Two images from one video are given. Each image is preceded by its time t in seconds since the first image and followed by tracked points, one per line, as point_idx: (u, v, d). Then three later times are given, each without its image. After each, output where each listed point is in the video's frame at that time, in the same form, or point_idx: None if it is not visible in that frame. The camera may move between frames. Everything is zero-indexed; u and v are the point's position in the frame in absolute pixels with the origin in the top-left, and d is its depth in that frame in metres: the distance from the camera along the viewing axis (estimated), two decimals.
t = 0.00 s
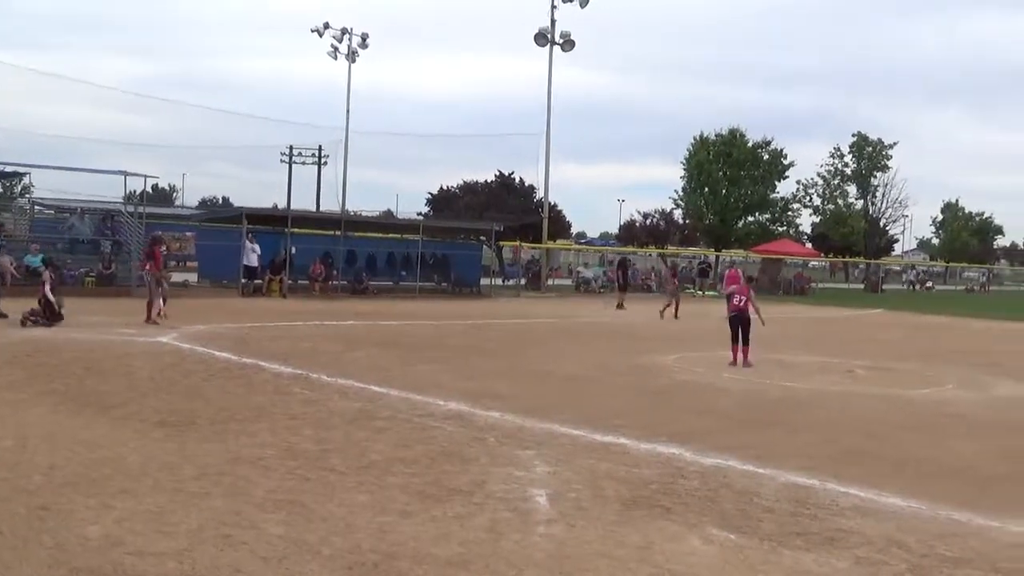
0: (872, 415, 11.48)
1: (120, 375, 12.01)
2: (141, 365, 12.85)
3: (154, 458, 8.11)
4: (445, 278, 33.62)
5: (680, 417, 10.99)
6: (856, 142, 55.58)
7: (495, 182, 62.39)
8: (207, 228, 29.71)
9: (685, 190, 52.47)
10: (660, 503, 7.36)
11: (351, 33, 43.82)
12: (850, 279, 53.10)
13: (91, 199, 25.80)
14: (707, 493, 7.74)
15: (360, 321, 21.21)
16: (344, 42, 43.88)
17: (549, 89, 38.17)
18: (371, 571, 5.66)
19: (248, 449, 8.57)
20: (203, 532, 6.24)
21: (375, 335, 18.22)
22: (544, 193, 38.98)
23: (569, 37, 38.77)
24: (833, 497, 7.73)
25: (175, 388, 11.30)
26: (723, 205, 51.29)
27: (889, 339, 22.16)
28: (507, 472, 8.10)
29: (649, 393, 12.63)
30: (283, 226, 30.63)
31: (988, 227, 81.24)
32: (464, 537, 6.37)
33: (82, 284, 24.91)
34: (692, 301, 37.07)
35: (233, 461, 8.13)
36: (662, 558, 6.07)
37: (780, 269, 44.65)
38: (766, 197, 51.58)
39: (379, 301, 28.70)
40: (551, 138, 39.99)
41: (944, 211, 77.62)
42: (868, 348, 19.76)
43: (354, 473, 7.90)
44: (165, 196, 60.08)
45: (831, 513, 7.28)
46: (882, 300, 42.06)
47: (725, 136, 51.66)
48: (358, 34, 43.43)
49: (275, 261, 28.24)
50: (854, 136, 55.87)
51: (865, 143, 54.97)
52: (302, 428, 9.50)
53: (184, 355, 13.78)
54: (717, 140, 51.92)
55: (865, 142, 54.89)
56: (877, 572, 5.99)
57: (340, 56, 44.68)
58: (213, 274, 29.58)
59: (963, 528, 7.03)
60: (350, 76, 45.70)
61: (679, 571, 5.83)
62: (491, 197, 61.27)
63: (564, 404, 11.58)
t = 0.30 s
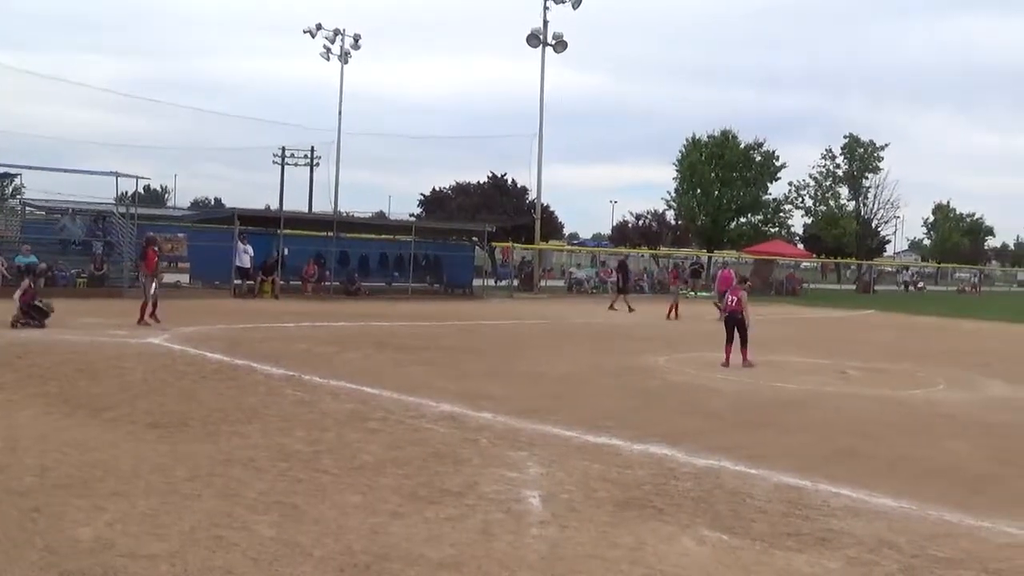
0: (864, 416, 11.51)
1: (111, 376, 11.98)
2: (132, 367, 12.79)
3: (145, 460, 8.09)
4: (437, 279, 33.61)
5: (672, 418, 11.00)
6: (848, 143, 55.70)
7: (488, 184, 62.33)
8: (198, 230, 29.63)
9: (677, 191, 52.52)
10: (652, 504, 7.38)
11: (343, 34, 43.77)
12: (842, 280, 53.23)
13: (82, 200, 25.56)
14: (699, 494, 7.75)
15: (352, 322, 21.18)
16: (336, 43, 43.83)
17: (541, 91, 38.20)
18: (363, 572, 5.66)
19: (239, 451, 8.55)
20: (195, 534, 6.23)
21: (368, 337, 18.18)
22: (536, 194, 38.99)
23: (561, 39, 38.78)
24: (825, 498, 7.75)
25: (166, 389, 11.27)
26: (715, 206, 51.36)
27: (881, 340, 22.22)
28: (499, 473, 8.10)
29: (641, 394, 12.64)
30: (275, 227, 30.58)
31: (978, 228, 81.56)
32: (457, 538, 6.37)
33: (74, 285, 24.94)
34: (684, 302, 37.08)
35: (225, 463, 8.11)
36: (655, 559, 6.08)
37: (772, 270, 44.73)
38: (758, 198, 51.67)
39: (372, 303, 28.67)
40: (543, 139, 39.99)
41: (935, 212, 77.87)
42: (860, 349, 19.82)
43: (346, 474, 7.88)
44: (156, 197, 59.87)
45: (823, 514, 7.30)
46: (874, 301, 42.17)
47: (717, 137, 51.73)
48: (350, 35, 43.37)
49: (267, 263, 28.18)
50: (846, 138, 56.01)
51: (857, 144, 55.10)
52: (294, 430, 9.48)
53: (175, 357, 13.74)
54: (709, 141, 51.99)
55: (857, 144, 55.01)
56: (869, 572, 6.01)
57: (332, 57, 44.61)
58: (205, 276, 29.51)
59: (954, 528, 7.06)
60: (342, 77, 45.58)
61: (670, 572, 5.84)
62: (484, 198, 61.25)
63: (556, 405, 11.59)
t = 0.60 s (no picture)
0: (858, 417, 11.52)
1: (106, 378, 11.95)
2: (127, 368, 12.76)
3: (139, 461, 8.07)
4: (432, 280, 33.65)
5: (667, 419, 11.00)
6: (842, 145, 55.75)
7: (483, 185, 62.32)
8: (193, 230, 29.61)
9: (672, 192, 52.56)
10: (647, 505, 7.37)
11: (338, 35, 43.74)
12: (836, 281, 53.33)
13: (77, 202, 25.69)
14: (695, 495, 7.75)
15: (348, 323, 21.17)
16: (331, 44, 43.80)
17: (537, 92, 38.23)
18: (358, 573, 5.64)
19: (234, 452, 8.53)
20: (189, 535, 6.22)
21: (363, 337, 18.14)
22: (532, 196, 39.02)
23: (557, 40, 38.80)
24: (820, 499, 7.75)
25: (161, 390, 11.25)
26: (711, 207, 51.40)
27: (875, 341, 22.22)
28: (495, 475, 8.09)
29: (636, 395, 12.63)
30: (270, 228, 30.54)
31: (973, 229, 81.59)
32: (451, 539, 6.36)
33: (69, 285, 24.80)
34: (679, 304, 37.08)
35: (219, 464, 8.10)
36: (650, 560, 6.07)
37: (767, 271, 44.78)
38: (753, 199, 51.75)
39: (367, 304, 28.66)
40: (538, 140, 39.98)
41: (929, 214, 77.92)
42: (854, 350, 19.84)
43: (341, 476, 7.87)
44: (151, 198, 59.77)
45: (819, 515, 7.30)
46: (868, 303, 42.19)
47: (712, 138, 51.79)
48: (345, 36, 43.34)
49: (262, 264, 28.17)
50: (841, 139, 56.06)
51: (852, 146, 55.14)
52: (289, 431, 9.46)
53: (170, 358, 13.71)
54: (704, 143, 52.07)
55: (851, 145, 55.04)
56: (864, 573, 6.01)
57: (327, 58, 44.60)
58: (200, 277, 29.51)
59: (949, 529, 7.06)
60: (337, 78, 45.52)
61: (666, 573, 5.84)
62: (479, 199, 61.22)
63: (551, 406, 11.58)
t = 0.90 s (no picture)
0: (853, 417, 11.53)
1: (100, 378, 11.92)
2: (121, 369, 12.72)
3: (133, 462, 8.05)
4: (427, 281, 33.66)
5: (661, 420, 10.99)
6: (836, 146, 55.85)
7: (477, 186, 62.28)
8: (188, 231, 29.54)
9: (667, 193, 52.57)
10: (642, 506, 7.37)
11: (333, 35, 43.70)
12: (831, 282, 53.40)
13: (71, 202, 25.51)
14: (689, 496, 7.76)
15: (343, 324, 21.14)
16: (325, 44, 43.74)
17: (532, 92, 38.25)
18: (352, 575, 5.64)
19: (228, 453, 8.52)
20: (183, 536, 6.21)
21: (357, 339, 18.08)
22: (526, 196, 39.03)
23: (551, 41, 38.80)
24: (814, 500, 7.76)
25: (154, 391, 11.23)
26: (705, 209, 51.45)
27: (870, 342, 22.23)
28: (489, 475, 8.09)
29: (630, 396, 12.61)
30: (265, 229, 30.49)
31: (967, 231, 81.69)
32: (445, 540, 6.35)
33: (63, 287, 24.78)
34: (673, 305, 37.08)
35: (213, 465, 8.08)
36: (644, 561, 6.07)
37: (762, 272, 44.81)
38: (748, 200, 51.91)
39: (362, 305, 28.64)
40: (533, 141, 39.96)
41: (923, 215, 78.01)
42: (848, 351, 19.86)
43: (335, 476, 7.86)
44: (144, 199, 59.60)
45: (813, 515, 7.31)
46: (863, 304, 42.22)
47: (706, 139, 51.85)
48: (340, 37, 43.30)
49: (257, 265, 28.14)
50: (835, 140, 56.14)
51: (846, 147, 55.23)
52: (283, 432, 9.44)
53: (164, 359, 13.67)
54: (699, 143, 52.13)
55: (846, 146, 55.13)
56: (857, 573, 6.03)
57: (322, 58, 44.55)
58: (194, 278, 29.42)
59: (943, 530, 7.07)
60: (332, 78, 45.45)
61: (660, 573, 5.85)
62: (473, 201, 61.18)
63: (545, 408, 11.58)
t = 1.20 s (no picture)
0: (848, 418, 11.53)
1: (94, 380, 11.89)
2: (116, 370, 12.69)
3: (128, 464, 8.03)
4: (422, 281, 33.67)
5: (656, 421, 11.00)
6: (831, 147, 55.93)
7: (473, 186, 62.26)
8: (182, 232, 29.47)
9: (662, 194, 52.60)
10: (637, 507, 7.37)
11: (328, 36, 43.69)
12: (825, 283, 53.47)
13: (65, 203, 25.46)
14: (683, 497, 7.76)
15: (337, 325, 21.12)
16: (321, 45, 43.70)
17: (526, 93, 38.25)
18: None
19: (223, 454, 8.50)
20: (177, 537, 6.19)
21: (352, 340, 18.04)
22: (521, 197, 39.03)
23: (547, 42, 38.82)
24: (809, 501, 7.76)
25: (148, 392, 11.20)
26: (700, 209, 51.50)
27: (865, 343, 22.26)
28: (485, 477, 8.08)
29: (626, 398, 12.60)
30: (259, 230, 30.44)
31: (961, 232, 81.86)
32: (440, 541, 6.35)
33: (57, 288, 24.77)
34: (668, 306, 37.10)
35: (208, 467, 8.06)
36: (639, 562, 6.08)
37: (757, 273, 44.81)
38: (743, 202, 51.95)
39: (357, 306, 28.60)
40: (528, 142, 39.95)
41: (917, 216, 78.15)
42: (843, 352, 19.88)
43: (330, 478, 7.85)
44: (139, 199, 59.46)
45: (807, 516, 7.31)
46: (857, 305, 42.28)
47: (701, 140, 51.91)
48: (335, 38, 43.27)
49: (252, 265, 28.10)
50: (829, 141, 56.22)
51: (840, 148, 55.32)
52: (278, 433, 9.42)
53: (159, 360, 13.63)
54: (694, 145, 52.19)
55: (840, 147, 55.23)
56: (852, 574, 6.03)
57: (317, 59, 44.53)
58: (188, 278, 29.35)
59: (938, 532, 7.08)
60: (327, 79, 45.40)
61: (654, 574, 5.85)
62: (468, 201, 61.14)
63: (541, 408, 11.58)
